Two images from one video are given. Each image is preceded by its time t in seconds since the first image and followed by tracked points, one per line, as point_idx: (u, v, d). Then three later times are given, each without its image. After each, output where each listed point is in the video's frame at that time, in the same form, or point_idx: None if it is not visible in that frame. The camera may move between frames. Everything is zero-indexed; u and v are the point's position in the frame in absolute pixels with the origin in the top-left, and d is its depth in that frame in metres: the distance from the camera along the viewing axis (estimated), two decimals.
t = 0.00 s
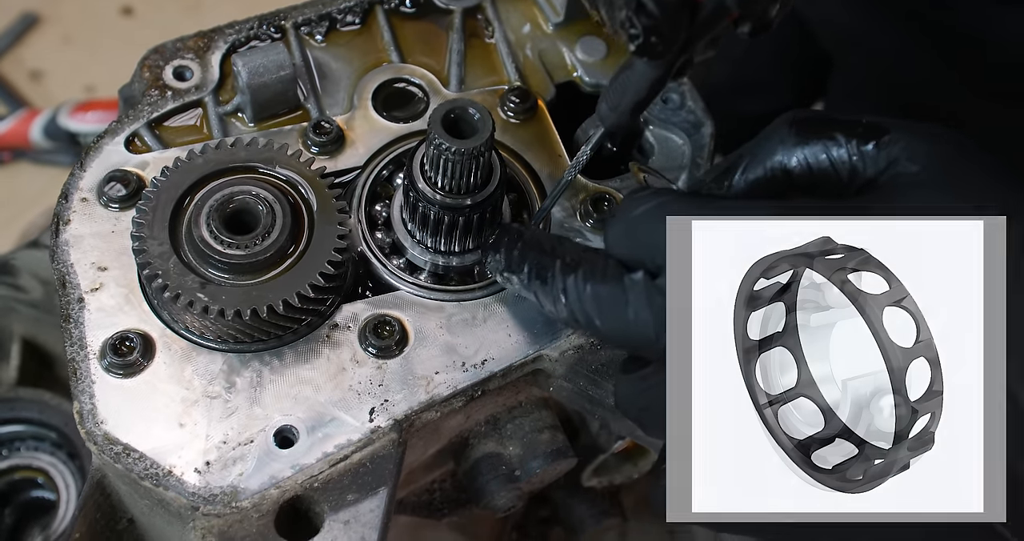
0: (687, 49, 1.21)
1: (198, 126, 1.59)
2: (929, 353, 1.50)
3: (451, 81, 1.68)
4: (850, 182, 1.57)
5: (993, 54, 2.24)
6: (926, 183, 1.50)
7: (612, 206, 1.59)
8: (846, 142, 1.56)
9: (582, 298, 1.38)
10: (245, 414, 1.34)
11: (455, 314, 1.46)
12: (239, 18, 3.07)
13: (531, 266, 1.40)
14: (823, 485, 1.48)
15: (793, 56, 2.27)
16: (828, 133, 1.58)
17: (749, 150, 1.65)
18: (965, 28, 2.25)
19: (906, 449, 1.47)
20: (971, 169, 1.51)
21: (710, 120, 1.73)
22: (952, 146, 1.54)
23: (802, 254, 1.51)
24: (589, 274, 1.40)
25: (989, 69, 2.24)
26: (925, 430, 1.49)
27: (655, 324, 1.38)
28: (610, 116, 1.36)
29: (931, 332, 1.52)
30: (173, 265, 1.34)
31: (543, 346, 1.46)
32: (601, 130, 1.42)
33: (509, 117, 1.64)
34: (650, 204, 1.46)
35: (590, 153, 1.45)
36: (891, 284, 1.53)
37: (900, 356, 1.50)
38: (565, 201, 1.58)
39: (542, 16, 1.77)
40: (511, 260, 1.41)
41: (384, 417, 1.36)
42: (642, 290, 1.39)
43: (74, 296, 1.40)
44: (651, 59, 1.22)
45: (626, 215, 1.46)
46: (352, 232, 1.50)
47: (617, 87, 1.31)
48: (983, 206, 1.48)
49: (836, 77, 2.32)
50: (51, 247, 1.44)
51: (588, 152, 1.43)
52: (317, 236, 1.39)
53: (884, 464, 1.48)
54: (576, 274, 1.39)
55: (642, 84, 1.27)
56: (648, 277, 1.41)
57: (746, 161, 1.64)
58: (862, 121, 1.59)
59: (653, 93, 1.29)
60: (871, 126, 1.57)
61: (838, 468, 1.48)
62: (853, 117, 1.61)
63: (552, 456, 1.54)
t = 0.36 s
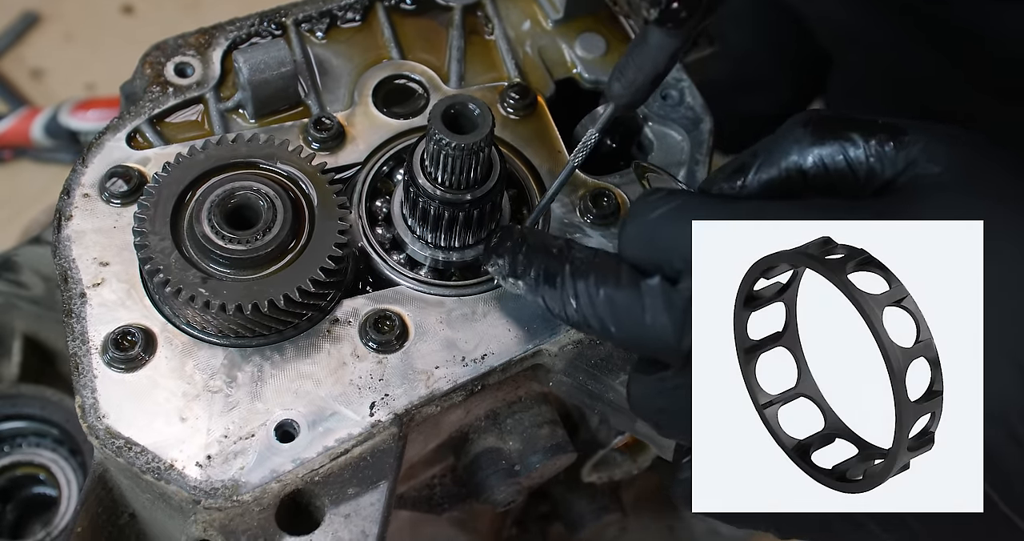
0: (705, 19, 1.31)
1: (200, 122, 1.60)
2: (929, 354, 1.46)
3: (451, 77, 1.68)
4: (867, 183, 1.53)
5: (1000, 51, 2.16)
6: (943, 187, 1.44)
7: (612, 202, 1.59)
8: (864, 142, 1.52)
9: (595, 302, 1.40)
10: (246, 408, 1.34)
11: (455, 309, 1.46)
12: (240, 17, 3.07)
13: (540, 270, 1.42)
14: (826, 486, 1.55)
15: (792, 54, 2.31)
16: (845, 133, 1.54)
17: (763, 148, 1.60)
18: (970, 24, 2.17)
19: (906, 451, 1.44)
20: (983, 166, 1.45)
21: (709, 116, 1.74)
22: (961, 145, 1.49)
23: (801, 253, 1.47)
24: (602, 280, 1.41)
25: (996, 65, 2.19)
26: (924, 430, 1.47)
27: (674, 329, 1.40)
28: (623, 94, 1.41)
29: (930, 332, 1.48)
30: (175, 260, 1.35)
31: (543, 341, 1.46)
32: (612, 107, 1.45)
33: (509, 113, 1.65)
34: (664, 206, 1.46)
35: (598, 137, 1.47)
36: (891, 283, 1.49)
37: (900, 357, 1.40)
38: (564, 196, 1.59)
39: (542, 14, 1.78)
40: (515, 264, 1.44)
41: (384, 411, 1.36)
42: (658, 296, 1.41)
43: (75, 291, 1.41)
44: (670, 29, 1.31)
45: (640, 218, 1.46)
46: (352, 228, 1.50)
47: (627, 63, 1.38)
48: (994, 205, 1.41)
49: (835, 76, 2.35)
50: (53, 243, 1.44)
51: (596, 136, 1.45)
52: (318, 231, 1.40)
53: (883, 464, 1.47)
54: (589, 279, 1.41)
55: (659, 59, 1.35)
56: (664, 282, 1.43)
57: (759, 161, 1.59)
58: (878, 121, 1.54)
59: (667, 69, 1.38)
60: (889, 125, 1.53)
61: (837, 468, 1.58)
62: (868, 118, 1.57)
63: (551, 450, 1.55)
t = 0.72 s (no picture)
0: None
1: (194, 120, 1.59)
2: (929, 354, 1.45)
3: (448, 75, 1.67)
4: (866, 184, 1.52)
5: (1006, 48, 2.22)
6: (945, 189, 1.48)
7: (609, 200, 1.59)
8: (864, 143, 1.50)
9: (592, 315, 1.39)
10: (241, 409, 1.33)
11: (451, 309, 1.45)
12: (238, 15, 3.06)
13: (535, 281, 1.40)
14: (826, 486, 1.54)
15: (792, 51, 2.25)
16: (844, 136, 1.51)
17: (760, 151, 1.55)
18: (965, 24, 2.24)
19: (906, 451, 1.43)
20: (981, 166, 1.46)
21: (708, 115, 1.72)
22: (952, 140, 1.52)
23: (801, 253, 1.46)
24: (599, 292, 1.40)
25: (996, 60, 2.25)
26: (923, 429, 1.47)
27: (672, 341, 1.39)
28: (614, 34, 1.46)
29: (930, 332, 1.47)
30: (169, 260, 1.34)
31: (540, 341, 1.45)
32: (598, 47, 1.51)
33: (506, 111, 1.64)
34: (662, 216, 1.44)
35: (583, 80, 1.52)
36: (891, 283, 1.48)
37: (900, 357, 1.39)
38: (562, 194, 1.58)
39: (539, 11, 1.77)
40: (511, 278, 1.42)
41: (380, 412, 1.35)
42: (655, 306, 1.40)
43: (69, 291, 1.39)
44: None
45: (636, 230, 1.44)
46: (348, 227, 1.49)
47: None
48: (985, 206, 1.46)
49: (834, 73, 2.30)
50: (47, 242, 1.43)
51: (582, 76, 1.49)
52: (314, 230, 1.39)
53: (883, 464, 1.47)
54: (584, 292, 1.39)
55: None
56: (661, 293, 1.41)
57: (756, 164, 1.54)
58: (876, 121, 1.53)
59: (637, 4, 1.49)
60: (887, 126, 1.53)
61: (837, 468, 1.57)
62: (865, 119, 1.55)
63: (549, 451, 1.54)
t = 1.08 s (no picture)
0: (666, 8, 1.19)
1: (198, 121, 1.59)
2: (929, 354, 1.45)
3: (451, 76, 1.67)
4: (848, 175, 1.53)
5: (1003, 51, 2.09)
6: (917, 173, 1.44)
7: (614, 200, 1.58)
8: (844, 135, 1.52)
9: (578, 304, 1.38)
10: (245, 411, 1.33)
11: (456, 311, 1.45)
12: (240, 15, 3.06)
13: (527, 274, 1.39)
14: (824, 485, 1.53)
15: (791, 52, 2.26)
16: (825, 128, 1.54)
17: (746, 146, 1.60)
18: (967, 23, 2.10)
19: (906, 451, 1.42)
20: (976, 161, 1.44)
21: (711, 115, 1.73)
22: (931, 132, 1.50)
23: (802, 253, 1.45)
24: (584, 281, 1.40)
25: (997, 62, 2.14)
26: (924, 430, 1.46)
27: (653, 323, 1.38)
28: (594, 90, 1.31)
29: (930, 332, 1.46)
30: (173, 261, 1.33)
31: (544, 342, 1.45)
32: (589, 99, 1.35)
33: (509, 112, 1.64)
34: (645, 203, 1.44)
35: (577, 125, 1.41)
36: (891, 282, 1.48)
37: (901, 357, 1.38)
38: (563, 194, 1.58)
39: (543, 12, 1.77)
40: (503, 271, 1.42)
41: (384, 414, 1.35)
42: (638, 292, 1.38)
43: (72, 292, 1.39)
44: (626, 27, 1.20)
45: (621, 216, 1.45)
46: (352, 228, 1.49)
47: (595, 59, 1.27)
48: (970, 194, 1.40)
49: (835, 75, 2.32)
50: (51, 244, 1.43)
51: (575, 123, 1.38)
52: (318, 231, 1.38)
53: (883, 464, 1.46)
54: (570, 282, 1.39)
55: (622, 56, 1.25)
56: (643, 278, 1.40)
57: (742, 158, 1.58)
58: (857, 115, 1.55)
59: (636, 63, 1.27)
60: (868, 118, 1.54)
61: (837, 468, 1.57)
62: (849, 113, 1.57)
63: (553, 453, 1.54)
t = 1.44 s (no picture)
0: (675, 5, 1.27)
1: (196, 121, 1.58)
2: (929, 354, 1.44)
3: (450, 76, 1.67)
4: (866, 168, 1.52)
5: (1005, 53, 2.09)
6: (938, 165, 1.43)
7: (613, 199, 1.58)
8: (862, 127, 1.51)
9: (596, 289, 1.39)
10: (244, 411, 1.33)
11: (455, 310, 1.45)
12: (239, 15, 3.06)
13: (543, 258, 1.41)
14: (825, 485, 1.53)
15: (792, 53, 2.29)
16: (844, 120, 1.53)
17: (761, 138, 1.60)
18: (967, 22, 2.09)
19: (906, 451, 1.42)
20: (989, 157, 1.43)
21: (710, 114, 1.72)
22: (952, 125, 1.48)
23: (802, 253, 1.45)
24: (603, 265, 1.41)
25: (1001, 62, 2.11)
26: (924, 430, 1.46)
27: (670, 310, 1.39)
28: (599, 85, 1.35)
29: (930, 332, 1.46)
30: (171, 261, 1.33)
31: (542, 342, 1.45)
32: (593, 96, 1.38)
33: (508, 111, 1.63)
34: (663, 189, 1.46)
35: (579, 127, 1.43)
36: (891, 282, 1.47)
37: (901, 357, 1.38)
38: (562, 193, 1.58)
39: (541, 11, 1.76)
40: (519, 253, 1.42)
41: (383, 413, 1.35)
42: (656, 278, 1.40)
43: (70, 292, 1.39)
44: (637, 17, 1.26)
45: (639, 201, 1.46)
46: (350, 228, 1.49)
47: (603, 52, 1.33)
48: (982, 191, 1.40)
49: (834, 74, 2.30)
50: (48, 244, 1.43)
51: (577, 123, 1.41)
52: (316, 230, 1.38)
53: (883, 464, 1.46)
54: (590, 266, 1.41)
55: (630, 49, 1.30)
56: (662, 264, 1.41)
57: (758, 149, 1.59)
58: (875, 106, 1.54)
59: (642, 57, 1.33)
60: (888, 110, 1.52)
61: (838, 468, 1.57)
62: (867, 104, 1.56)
63: (552, 453, 1.54)
